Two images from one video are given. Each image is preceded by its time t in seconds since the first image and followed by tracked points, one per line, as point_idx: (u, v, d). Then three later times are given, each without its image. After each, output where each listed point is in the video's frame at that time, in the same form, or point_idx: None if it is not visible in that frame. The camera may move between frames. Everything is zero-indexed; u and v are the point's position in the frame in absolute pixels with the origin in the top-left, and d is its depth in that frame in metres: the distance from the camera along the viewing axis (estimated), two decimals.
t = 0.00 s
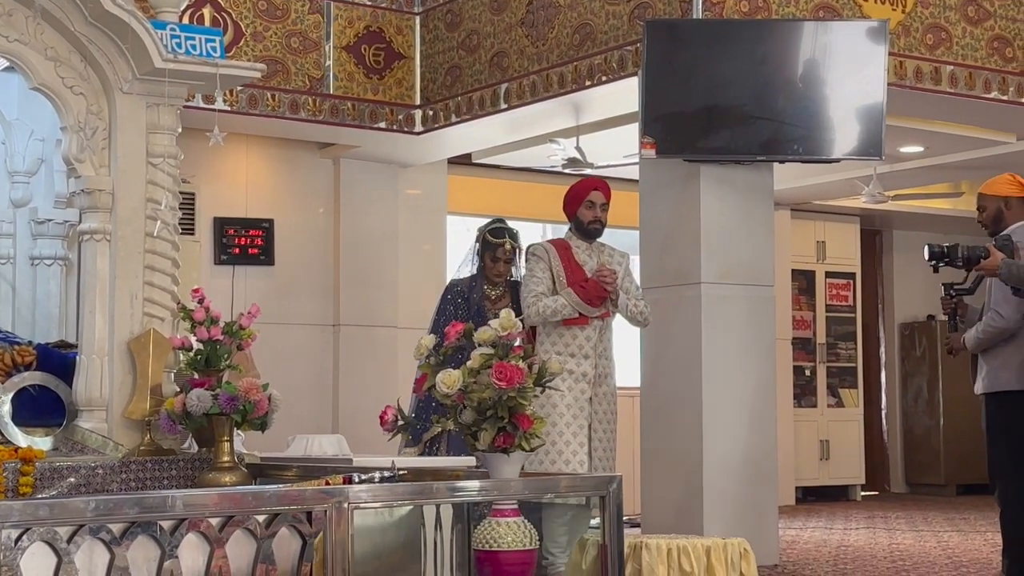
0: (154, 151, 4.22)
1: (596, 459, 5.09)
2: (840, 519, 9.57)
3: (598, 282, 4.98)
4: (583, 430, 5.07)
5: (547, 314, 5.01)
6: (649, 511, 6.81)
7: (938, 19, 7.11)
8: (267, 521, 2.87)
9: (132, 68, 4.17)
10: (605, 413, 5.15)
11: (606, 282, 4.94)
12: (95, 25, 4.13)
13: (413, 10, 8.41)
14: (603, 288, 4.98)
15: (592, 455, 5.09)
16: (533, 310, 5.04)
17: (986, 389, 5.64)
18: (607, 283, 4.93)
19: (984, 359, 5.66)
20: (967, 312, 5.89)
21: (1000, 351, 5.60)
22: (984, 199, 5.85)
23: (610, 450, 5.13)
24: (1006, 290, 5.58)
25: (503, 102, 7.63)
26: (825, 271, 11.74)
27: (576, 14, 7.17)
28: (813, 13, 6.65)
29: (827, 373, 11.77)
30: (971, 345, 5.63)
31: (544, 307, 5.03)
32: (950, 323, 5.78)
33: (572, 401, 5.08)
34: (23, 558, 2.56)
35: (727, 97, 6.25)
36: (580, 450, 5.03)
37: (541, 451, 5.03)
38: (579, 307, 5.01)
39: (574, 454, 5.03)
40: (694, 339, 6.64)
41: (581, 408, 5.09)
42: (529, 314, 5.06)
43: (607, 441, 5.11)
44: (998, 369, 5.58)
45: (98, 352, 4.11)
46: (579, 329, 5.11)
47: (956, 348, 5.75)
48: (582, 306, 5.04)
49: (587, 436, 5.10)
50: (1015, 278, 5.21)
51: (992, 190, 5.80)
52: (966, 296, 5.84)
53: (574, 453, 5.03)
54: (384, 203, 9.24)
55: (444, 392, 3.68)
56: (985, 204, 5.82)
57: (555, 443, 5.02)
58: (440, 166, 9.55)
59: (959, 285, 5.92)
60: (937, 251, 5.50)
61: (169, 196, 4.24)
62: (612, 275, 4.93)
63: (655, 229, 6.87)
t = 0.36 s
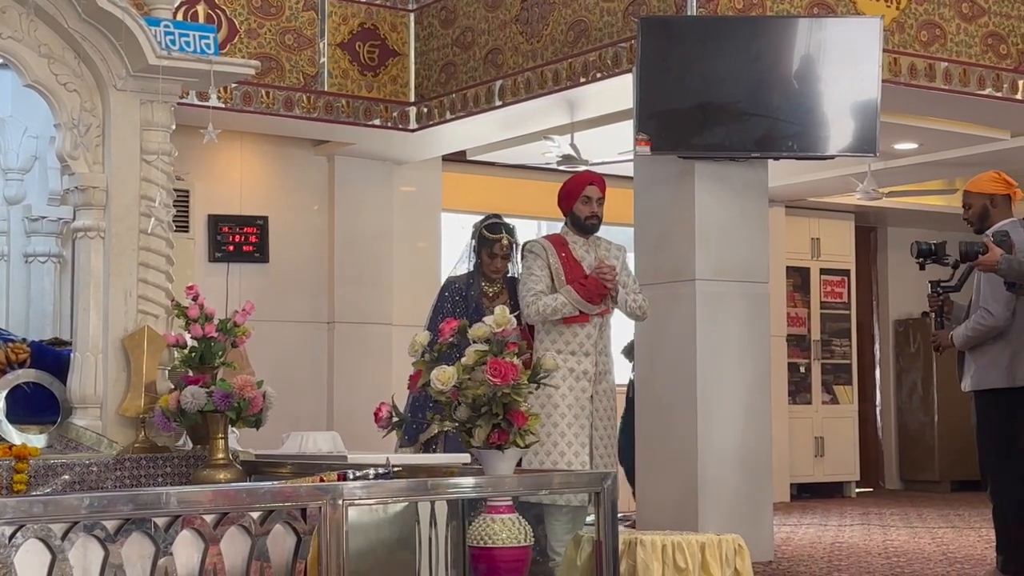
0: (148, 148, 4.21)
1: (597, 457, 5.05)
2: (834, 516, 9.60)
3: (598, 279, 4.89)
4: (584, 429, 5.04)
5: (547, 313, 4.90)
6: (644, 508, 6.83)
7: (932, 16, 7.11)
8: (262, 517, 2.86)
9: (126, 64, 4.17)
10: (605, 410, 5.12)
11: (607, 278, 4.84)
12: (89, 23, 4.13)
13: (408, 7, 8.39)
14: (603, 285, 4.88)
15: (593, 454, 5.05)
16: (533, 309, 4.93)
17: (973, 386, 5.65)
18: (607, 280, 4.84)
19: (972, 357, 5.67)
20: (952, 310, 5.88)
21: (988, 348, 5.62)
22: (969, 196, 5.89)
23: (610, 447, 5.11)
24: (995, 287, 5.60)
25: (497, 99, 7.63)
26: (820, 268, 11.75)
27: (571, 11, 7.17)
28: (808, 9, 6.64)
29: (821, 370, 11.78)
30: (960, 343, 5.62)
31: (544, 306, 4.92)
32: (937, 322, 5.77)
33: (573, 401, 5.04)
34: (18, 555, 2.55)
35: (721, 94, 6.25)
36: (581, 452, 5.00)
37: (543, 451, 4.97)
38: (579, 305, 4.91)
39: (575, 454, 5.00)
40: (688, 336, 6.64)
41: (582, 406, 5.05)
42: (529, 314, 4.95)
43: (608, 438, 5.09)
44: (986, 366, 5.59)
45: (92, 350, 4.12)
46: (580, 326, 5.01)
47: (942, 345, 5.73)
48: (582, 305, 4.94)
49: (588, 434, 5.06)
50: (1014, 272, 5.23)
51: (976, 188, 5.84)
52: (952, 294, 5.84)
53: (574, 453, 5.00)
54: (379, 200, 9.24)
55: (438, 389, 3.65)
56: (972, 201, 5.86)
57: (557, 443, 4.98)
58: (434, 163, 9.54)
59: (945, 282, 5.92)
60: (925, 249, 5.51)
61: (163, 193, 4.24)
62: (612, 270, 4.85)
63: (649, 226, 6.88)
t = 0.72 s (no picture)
0: (148, 144, 4.21)
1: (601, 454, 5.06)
2: (834, 512, 9.60)
3: (597, 273, 4.92)
4: (587, 426, 5.05)
5: (547, 309, 4.90)
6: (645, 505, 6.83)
7: (933, 12, 7.10)
8: (263, 514, 2.86)
9: (126, 62, 4.18)
10: (608, 406, 5.13)
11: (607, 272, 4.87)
12: (89, 20, 4.14)
13: (408, 4, 8.39)
14: (604, 279, 4.90)
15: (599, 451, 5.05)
16: (532, 305, 4.91)
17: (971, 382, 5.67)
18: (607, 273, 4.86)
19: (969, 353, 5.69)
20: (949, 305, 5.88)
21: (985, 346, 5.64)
22: (968, 191, 5.89)
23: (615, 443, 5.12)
24: (995, 283, 5.59)
25: (497, 96, 7.62)
26: (820, 265, 11.74)
27: (571, 8, 7.17)
28: (809, 6, 6.64)
29: (821, 366, 11.78)
30: (959, 338, 5.63)
31: (544, 302, 4.92)
32: (934, 318, 5.77)
33: (574, 399, 5.05)
34: (19, 552, 2.55)
35: (721, 90, 6.25)
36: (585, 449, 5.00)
37: (545, 449, 4.97)
38: (579, 300, 4.91)
39: (579, 452, 5.00)
40: (689, 333, 6.65)
41: (584, 403, 5.06)
42: (528, 311, 4.93)
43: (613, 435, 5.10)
44: (984, 362, 5.61)
45: (93, 347, 4.11)
46: (579, 322, 5.05)
47: (940, 341, 5.74)
48: (583, 299, 4.94)
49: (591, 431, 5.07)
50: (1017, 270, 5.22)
51: (976, 183, 5.85)
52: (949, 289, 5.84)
53: (578, 451, 5.00)
54: (378, 197, 9.23)
55: (439, 385, 3.66)
56: (971, 196, 5.86)
57: (560, 441, 4.98)
58: (434, 160, 9.54)
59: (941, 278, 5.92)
60: (923, 245, 5.52)
61: (163, 190, 4.24)
62: (611, 265, 4.88)
63: (649, 223, 6.88)
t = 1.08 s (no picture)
0: (151, 142, 4.21)
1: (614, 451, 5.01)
2: (837, 509, 9.60)
3: (605, 270, 4.87)
4: (598, 423, 4.99)
5: (555, 307, 4.86)
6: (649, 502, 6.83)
7: (935, 9, 7.10)
8: (267, 511, 2.87)
9: (129, 59, 4.17)
10: (620, 401, 5.07)
11: (615, 269, 4.83)
12: (93, 16, 4.13)
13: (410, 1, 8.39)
14: (611, 276, 4.86)
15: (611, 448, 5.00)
16: (540, 303, 4.89)
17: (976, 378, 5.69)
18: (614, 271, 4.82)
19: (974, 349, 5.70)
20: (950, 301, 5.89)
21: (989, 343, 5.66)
22: (971, 187, 5.88)
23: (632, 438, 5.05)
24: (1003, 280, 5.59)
25: (500, 93, 7.62)
26: (822, 262, 11.74)
27: (574, 5, 7.17)
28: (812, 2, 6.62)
29: (824, 363, 11.78)
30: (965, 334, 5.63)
31: (551, 299, 4.89)
32: (936, 313, 5.77)
33: (583, 396, 4.99)
34: (24, 549, 2.56)
35: (724, 87, 6.25)
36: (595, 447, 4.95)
37: (555, 447, 4.94)
38: (587, 297, 4.87)
39: (591, 449, 4.95)
40: (691, 331, 6.65)
41: (595, 400, 5.00)
42: (536, 308, 4.91)
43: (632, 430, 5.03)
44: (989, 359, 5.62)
45: (96, 344, 4.11)
46: (586, 320, 5.00)
47: (943, 337, 5.74)
48: (590, 297, 4.91)
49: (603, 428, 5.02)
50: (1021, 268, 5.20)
51: (980, 179, 5.84)
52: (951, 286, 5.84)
53: (589, 449, 4.95)
54: (381, 194, 9.23)
55: (443, 382, 3.65)
56: (975, 191, 5.85)
57: (570, 438, 4.94)
58: (437, 157, 9.54)
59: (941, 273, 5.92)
60: (925, 242, 5.52)
61: (167, 187, 4.23)
62: (619, 261, 4.84)
63: (652, 220, 6.88)
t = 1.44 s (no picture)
0: (153, 141, 4.21)
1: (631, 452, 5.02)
2: (841, 508, 9.59)
3: (623, 268, 4.88)
4: (614, 423, 5.01)
5: (573, 302, 4.90)
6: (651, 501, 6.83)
7: (938, 7, 7.09)
8: (270, 510, 2.87)
9: (132, 58, 4.17)
10: (638, 401, 5.07)
11: (633, 266, 4.83)
12: (96, 15, 4.13)
13: None
14: (630, 273, 4.86)
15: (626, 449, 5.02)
16: (558, 299, 4.93)
17: (978, 376, 5.70)
18: (633, 267, 4.83)
19: (976, 348, 5.72)
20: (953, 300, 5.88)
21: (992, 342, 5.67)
22: (975, 186, 5.88)
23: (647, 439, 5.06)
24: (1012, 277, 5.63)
25: (503, 92, 7.61)
26: (825, 261, 11.74)
27: (576, 4, 7.17)
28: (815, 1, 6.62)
29: (827, 362, 11.77)
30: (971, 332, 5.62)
31: (569, 296, 4.93)
32: (939, 312, 5.76)
33: (601, 395, 5.02)
34: (27, 548, 2.56)
35: (727, 86, 6.24)
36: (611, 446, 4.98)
37: (571, 445, 5.00)
38: (605, 294, 4.90)
39: (606, 449, 4.98)
40: (694, 330, 6.65)
41: (612, 400, 5.02)
42: (553, 304, 4.95)
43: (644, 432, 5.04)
44: (992, 358, 5.64)
45: (99, 343, 4.10)
46: (605, 317, 5.02)
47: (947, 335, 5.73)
48: (608, 293, 4.93)
49: (619, 427, 5.04)
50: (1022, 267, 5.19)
51: (984, 178, 5.84)
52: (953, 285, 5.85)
53: (605, 449, 4.98)
54: (384, 193, 9.23)
55: (446, 381, 3.65)
56: (980, 191, 5.84)
57: (586, 436, 4.98)
58: (439, 157, 9.54)
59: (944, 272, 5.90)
60: (929, 241, 5.51)
61: (170, 185, 4.24)
62: (638, 258, 4.83)
63: (655, 218, 6.88)
